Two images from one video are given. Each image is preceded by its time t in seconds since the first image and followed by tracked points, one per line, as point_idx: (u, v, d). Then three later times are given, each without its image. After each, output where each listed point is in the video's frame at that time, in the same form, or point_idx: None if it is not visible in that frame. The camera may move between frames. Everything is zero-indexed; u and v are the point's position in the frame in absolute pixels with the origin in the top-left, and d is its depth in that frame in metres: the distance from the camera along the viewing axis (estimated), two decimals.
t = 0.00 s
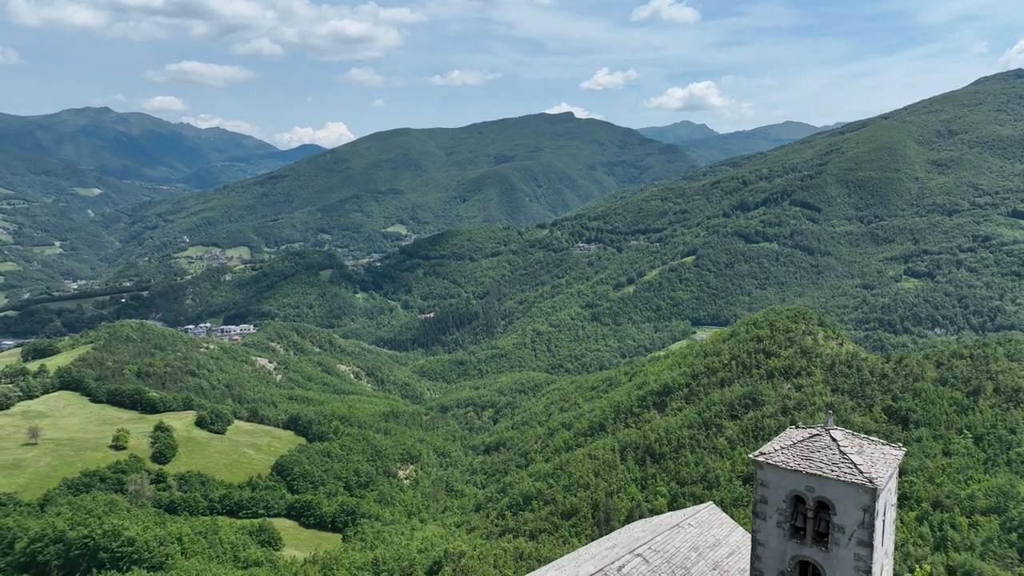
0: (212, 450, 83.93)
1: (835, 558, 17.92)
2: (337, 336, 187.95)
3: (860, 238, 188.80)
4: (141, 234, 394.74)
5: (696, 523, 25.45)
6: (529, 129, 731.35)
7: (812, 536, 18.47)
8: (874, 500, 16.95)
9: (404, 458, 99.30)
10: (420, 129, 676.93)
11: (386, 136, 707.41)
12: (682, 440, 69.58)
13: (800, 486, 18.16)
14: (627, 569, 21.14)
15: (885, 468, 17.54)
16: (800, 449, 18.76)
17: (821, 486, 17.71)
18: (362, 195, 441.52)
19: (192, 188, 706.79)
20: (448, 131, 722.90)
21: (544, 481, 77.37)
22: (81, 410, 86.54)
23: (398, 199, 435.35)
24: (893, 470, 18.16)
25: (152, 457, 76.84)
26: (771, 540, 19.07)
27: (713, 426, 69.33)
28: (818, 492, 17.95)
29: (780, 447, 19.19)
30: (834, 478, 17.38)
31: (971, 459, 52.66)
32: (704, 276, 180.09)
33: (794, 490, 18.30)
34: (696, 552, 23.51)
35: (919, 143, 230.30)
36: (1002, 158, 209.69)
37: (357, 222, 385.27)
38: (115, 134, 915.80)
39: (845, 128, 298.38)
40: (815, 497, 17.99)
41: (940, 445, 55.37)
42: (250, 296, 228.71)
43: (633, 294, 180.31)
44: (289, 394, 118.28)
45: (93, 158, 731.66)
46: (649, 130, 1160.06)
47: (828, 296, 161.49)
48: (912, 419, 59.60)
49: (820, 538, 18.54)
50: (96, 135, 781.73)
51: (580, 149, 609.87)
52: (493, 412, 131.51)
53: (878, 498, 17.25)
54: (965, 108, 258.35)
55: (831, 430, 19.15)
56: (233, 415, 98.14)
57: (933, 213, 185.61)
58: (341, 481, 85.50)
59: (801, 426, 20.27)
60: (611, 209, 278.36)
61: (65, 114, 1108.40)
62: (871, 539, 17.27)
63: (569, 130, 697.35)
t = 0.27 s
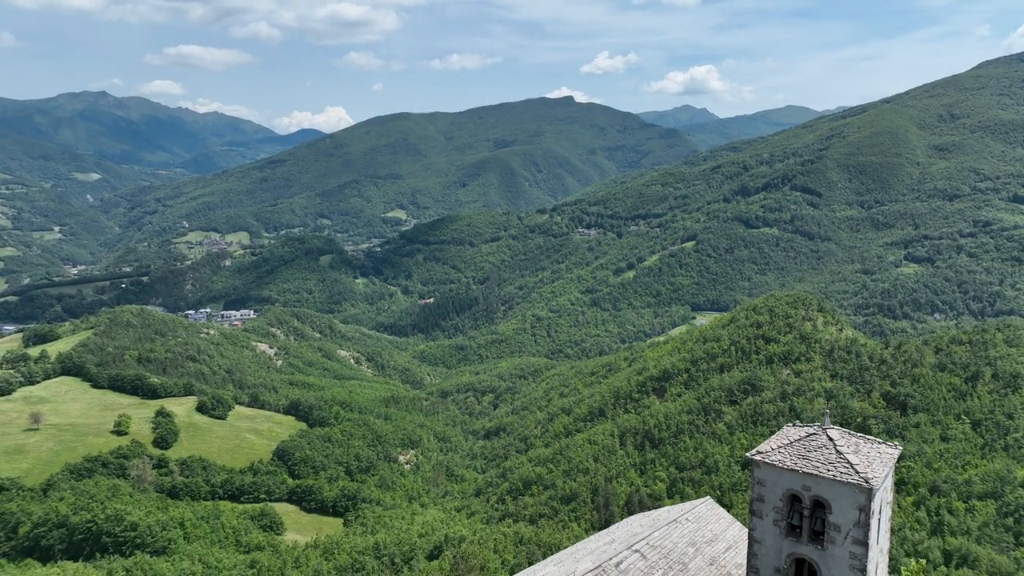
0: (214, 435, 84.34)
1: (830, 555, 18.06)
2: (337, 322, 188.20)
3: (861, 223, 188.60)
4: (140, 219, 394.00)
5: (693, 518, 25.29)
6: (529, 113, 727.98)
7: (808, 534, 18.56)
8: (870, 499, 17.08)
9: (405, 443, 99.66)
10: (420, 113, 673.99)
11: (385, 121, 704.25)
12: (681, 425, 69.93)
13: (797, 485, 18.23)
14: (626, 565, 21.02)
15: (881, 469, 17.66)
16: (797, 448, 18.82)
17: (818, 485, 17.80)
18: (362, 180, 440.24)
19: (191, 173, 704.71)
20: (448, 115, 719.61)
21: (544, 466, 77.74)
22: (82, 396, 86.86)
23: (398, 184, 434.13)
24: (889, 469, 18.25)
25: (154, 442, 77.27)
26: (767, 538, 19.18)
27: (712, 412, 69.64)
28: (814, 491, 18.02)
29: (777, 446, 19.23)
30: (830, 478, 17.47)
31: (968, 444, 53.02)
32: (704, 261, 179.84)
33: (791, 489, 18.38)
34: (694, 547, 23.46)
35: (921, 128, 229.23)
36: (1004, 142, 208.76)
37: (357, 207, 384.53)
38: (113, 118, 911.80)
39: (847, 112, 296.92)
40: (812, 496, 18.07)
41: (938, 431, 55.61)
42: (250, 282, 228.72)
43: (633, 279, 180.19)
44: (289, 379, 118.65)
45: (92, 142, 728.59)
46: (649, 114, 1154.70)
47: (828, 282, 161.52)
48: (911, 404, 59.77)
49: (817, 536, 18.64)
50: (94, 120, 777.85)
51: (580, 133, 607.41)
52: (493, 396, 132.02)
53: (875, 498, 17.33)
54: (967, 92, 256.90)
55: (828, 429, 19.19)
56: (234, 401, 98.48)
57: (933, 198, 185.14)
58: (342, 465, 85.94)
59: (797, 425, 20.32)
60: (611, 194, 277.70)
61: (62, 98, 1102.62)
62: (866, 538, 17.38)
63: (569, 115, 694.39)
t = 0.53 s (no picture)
0: (215, 421, 84.70)
1: (826, 554, 18.13)
2: (337, 307, 188.35)
3: (861, 209, 188.40)
4: (139, 204, 392.96)
5: (690, 513, 25.18)
6: (529, 97, 724.27)
7: (805, 533, 18.59)
8: (866, 499, 17.13)
9: (405, 428, 100.05)
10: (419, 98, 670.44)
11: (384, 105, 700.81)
12: (681, 411, 70.24)
13: (794, 485, 18.24)
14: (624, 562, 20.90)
15: (877, 469, 17.71)
16: (794, 448, 18.81)
17: (814, 485, 17.82)
18: (361, 164, 438.75)
19: (190, 158, 702.20)
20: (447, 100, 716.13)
21: (544, 451, 78.15)
22: (84, 382, 87.13)
23: (398, 169, 432.77)
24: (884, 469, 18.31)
25: (155, 428, 77.63)
26: (764, 537, 19.21)
27: (711, 398, 69.94)
28: (811, 490, 18.04)
29: (774, 445, 19.21)
30: (826, 478, 17.49)
31: (966, 430, 53.37)
32: (704, 246, 179.57)
33: (787, 488, 18.40)
34: (691, 543, 23.36)
35: (923, 112, 228.09)
36: (1006, 127, 207.82)
37: (356, 193, 383.62)
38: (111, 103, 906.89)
39: (848, 97, 295.41)
40: (808, 496, 18.12)
41: (936, 417, 55.82)
42: (250, 267, 228.61)
43: (632, 265, 180.05)
44: (290, 365, 119.00)
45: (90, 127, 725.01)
46: (650, 99, 1148.99)
47: (828, 268, 161.47)
48: (909, 390, 59.97)
49: (812, 534, 18.71)
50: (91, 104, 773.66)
51: (580, 118, 604.78)
52: (493, 382, 132.52)
53: (869, 497, 17.42)
54: (969, 76, 255.39)
55: (824, 428, 19.18)
56: (235, 387, 98.80)
57: (934, 183, 184.66)
58: (343, 451, 86.36)
59: (794, 424, 20.32)
60: (611, 179, 277.05)
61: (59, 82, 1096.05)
62: (861, 537, 17.46)
63: (569, 99, 690.86)
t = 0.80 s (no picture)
0: (216, 407, 85.05)
1: (821, 553, 17.88)
2: (337, 293, 188.52)
3: (861, 194, 188.15)
4: (138, 190, 391.90)
5: (687, 509, 24.70)
6: (529, 82, 720.23)
7: (800, 531, 18.36)
8: (861, 499, 16.82)
9: (405, 414, 100.48)
10: (418, 83, 667.19)
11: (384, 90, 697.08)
12: (680, 397, 70.51)
13: (790, 483, 17.94)
14: (621, 558, 20.48)
15: (873, 468, 17.38)
16: (790, 446, 18.48)
17: (810, 485, 17.49)
18: (360, 150, 437.14)
19: (189, 143, 699.24)
20: (447, 85, 712.43)
21: (543, 437, 78.51)
22: (85, 368, 87.37)
23: (397, 154, 431.20)
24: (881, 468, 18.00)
25: (156, 414, 77.97)
26: (760, 534, 18.96)
27: (711, 383, 70.21)
28: (806, 490, 17.73)
29: (771, 444, 18.90)
30: (822, 478, 17.17)
31: (964, 416, 53.59)
32: (704, 232, 179.32)
33: (784, 487, 18.09)
34: (688, 538, 22.91)
35: (924, 97, 227.08)
36: (1008, 111, 206.94)
37: (355, 178, 382.65)
38: (108, 87, 901.94)
39: (850, 82, 294.04)
40: (804, 495, 17.82)
41: (934, 403, 56.03)
42: (250, 253, 228.49)
43: (632, 250, 180.03)
44: (290, 351, 119.30)
45: (87, 112, 721.37)
46: (650, 83, 1143.24)
47: (828, 253, 161.50)
48: (908, 376, 60.08)
49: (808, 532, 18.43)
50: (89, 89, 768.89)
51: (580, 103, 602.03)
52: (493, 368, 133.06)
53: (866, 497, 17.06)
54: (972, 61, 253.98)
55: (821, 427, 18.85)
56: (235, 373, 99.07)
57: (935, 169, 184.12)
58: (343, 436, 86.75)
59: (791, 421, 19.97)
60: (611, 164, 276.26)
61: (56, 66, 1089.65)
62: (857, 537, 17.14)
63: (570, 84, 687.32)
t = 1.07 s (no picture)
0: (217, 392, 85.44)
1: (816, 550, 17.95)
2: (337, 280, 188.52)
3: (862, 180, 187.63)
4: (137, 175, 390.67)
5: (684, 504, 24.57)
6: (529, 66, 715.84)
7: (797, 529, 18.39)
8: (856, 498, 16.90)
9: (406, 399, 100.84)
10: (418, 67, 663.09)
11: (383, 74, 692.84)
12: (679, 382, 70.77)
13: (786, 482, 17.99)
14: (619, 553, 20.46)
15: (868, 467, 17.42)
16: (787, 445, 18.51)
17: (806, 483, 17.53)
18: (360, 135, 435.31)
19: (187, 128, 695.81)
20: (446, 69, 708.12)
21: (543, 422, 78.87)
22: (86, 354, 87.61)
23: (397, 138, 429.42)
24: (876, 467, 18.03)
25: (158, 399, 78.35)
26: (756, 532, 18.99)
27: (710, 369, 70.47)
28: (803, 488, 17.77)
29: (767, 442, 18.94)
30: (818, 476, 17.20)
31: (962, 401, 53.85)
32: (704, 217, 178.99)
33: (780, 486, 18.14)
34: (685, 533, 22.78)
35: (926, 82, 225.80)
36: (1010, 96, 205.79)
37: (355, 164, 381.39)
38: (105, 71, 895.66)
39: (852, 66, 292.19)
40: (799, 493, 17.87)
41: (933, 388, 56.26)
42: (249, 239, 228.15)
43: (633, 236, 179.76)
44: (291, 337, 119.54)
45: (85, 97, 717.08)
46: (651, 67, 1136.26)
47: (829, 239, 161.32)
48: (906, 362, 60.29)
49: (804, 530, 18.48)
50: (86, 73, 763.72)
51: (581, 87, 598.58)
52: (493, 353, 133.36)
53: (861, 495, 17.10)
54: (975, 44, 252.23)
55: (818, 426, 18.87)
56: (236, 359, 99.35)
57: (937, 153, 183.41)
58: (344, 422, 87.18)
59: (788, 419, 19.97)
60: (611, 149, 275.26)
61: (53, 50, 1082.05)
62: (853, 535, 17.18)
63: (570, 68, 683.16)
